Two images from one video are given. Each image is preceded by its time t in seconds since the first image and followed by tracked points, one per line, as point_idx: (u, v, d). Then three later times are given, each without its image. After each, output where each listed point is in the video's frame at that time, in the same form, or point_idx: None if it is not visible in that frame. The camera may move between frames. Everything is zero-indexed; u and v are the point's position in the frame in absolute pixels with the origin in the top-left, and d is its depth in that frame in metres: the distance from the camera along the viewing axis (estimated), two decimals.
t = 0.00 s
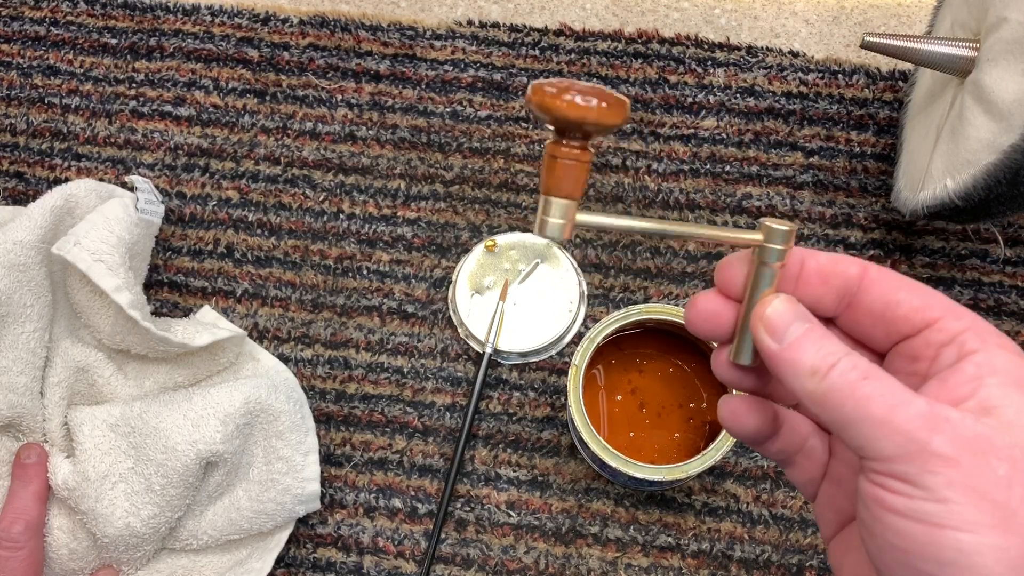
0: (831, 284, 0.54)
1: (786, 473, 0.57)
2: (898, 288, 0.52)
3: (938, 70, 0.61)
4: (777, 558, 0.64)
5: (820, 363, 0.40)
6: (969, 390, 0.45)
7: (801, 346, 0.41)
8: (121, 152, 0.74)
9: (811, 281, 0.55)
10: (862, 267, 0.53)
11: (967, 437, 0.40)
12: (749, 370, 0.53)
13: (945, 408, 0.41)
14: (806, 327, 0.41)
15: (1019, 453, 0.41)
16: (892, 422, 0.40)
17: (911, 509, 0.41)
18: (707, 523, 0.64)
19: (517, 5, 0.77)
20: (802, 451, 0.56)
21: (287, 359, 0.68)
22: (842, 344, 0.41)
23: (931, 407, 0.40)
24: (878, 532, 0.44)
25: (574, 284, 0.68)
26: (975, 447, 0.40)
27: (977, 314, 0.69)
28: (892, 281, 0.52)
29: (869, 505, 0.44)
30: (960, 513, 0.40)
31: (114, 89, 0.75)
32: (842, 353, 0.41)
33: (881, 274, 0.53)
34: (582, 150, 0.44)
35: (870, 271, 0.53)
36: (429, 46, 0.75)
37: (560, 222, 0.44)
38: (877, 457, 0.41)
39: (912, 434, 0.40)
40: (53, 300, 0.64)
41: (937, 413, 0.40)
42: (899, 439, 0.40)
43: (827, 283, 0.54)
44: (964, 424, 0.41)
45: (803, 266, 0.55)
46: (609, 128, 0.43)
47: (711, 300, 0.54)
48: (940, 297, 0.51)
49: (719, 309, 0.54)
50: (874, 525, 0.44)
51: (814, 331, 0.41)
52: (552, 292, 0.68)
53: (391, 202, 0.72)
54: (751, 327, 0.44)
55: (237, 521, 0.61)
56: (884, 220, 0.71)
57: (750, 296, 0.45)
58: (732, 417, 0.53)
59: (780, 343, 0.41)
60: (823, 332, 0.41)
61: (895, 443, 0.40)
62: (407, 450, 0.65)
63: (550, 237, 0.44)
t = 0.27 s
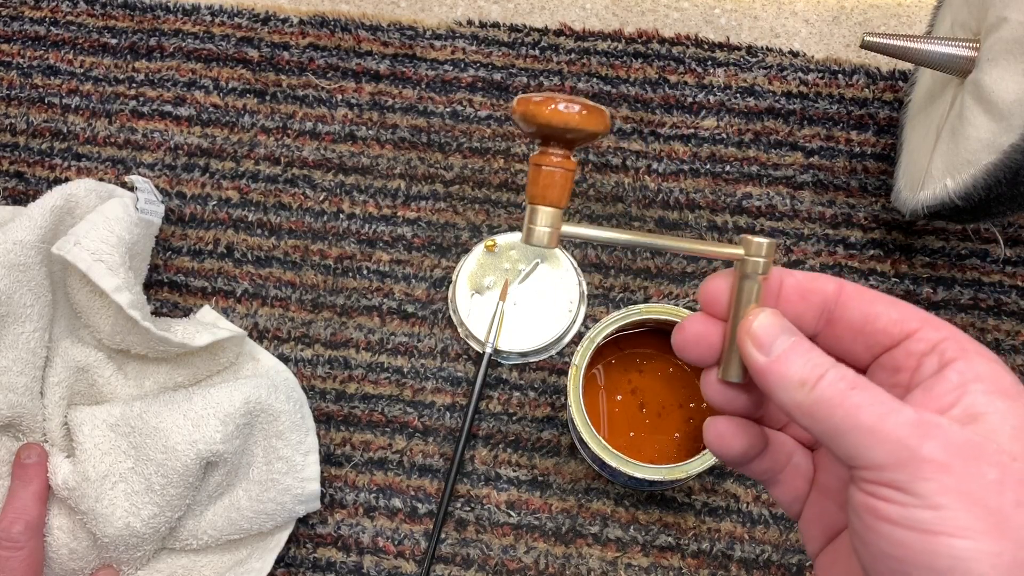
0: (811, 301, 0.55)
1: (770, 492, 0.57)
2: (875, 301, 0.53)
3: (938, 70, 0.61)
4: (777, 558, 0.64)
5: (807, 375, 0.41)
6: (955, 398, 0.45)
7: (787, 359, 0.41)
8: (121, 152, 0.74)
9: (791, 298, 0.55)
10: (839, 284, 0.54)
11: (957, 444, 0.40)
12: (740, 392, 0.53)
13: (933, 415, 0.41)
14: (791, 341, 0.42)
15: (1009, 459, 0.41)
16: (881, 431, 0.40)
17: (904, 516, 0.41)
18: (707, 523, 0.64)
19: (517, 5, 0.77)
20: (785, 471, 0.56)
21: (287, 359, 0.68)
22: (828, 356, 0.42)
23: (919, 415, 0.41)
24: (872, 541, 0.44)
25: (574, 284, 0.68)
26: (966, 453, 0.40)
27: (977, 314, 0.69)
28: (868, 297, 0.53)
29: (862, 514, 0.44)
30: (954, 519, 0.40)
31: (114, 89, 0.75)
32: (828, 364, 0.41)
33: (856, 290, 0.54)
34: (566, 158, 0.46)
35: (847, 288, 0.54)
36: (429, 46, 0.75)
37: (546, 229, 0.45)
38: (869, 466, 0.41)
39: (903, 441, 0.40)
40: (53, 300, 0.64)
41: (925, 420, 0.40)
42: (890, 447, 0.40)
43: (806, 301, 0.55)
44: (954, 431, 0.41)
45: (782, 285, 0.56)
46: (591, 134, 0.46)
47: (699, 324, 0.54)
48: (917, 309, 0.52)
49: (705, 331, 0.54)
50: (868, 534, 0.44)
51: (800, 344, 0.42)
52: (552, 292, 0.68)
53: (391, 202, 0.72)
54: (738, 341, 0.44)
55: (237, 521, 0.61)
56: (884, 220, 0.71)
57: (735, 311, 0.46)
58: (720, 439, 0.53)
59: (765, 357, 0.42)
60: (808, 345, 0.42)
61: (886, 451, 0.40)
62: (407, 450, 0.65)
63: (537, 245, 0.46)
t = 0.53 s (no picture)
0: (812, 305, 0.55)
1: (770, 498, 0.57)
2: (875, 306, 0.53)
3: (938, 70, 0.61)
4: (777, 558, 0.64)
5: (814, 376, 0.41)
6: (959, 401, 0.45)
7: (793, 360, 0.42)
8: (121, 152, 0.74)
9: (792, 303, 0.55)
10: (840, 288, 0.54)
11: (965, 444, 0.41)
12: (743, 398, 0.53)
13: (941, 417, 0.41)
14: (796, 343, 0.42)
15: (1017, 460, 0.41)
16: (890, 431, 0.40)
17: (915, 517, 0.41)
18: (707, 523, 0.64)
19: (517, 5, 0.77)
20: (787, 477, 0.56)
21: (287, 359, 0.68)
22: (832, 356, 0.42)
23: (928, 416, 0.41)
24: (880, 542, 0.44)
25: (574, 284, 0.68)
26: (975, 453, 0.41)
27: (978, 314, 0.69)
28: (868, 301, 0.53)
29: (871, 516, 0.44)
30: (965, 520, 0.40)
31: (114, 89, 0.75)
32: (834, 365, 0.41)
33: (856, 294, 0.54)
34: (567, 157, 0.47)
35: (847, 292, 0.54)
36: (429, 46, 0.75)
37: (548, 228, 0.45)
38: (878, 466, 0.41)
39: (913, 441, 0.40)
40: (53, 300, 0.64)
41: (934, 421, 0.41)
42: (901, 446, 0.40)
43: (807, 305, 0.55)
44: (962, 431, 0.41)
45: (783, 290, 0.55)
46: (592, 132, 0.46)
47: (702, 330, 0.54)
48: (917, 314, 0.52)
49: (710, 337, 0.54)
50: (877, 536, 0.44)
51: (804, 346, 0.42)
52: (552, 292, 0.68)
53: (391, 202, 0.72)
54: (743, 343, 0.44)
55: (237, 521, 0.61)
56: (884, 220, 0.71)
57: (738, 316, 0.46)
58: (724, 447, 0.53)
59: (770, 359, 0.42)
60: (814, 348, 0.42)
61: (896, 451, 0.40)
62: (407, 450, 0.65)
63: (539, 245, 0.45)
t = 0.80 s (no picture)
0: (813, 307, 0.55)
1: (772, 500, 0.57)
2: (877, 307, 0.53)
3: (938, 70, 0.61)
4: (777, 558, 0.64)
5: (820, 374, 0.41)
6: (962, 400, 0.45)
7: (799, 358, 0.41)
8: (121, 152, 0.74)
9: (795, 304, 0.55)
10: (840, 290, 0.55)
11: (971, 443, 0.41)
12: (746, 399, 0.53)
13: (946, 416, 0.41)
14: (801, 342, 0.42)
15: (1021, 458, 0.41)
16: (897, 429, 0.40)
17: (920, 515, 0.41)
18: (707, 523, 0.64)
19: (517, 5, 0.77)
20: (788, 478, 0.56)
21: (287, 359, 0.68)
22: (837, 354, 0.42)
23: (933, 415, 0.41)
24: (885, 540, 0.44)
25: (574, 284, 0.68)
26: (981, 452, 0.41)
27: (978, 314, 0.69)
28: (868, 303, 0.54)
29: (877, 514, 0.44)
30: (972, 518, 0.40)
31: (114, 88, 0.75)
32: (839, 363, 0.41)
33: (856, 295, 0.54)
34: (576, 154, 0.47)
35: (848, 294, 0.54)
36: (429, 46, 0.75)
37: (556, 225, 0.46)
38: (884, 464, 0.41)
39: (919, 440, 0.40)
40: (53, 300, 0.64)
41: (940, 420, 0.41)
42: (907, 444, 0.40)
43: (809, 307, 0.55)
44: (967, 430, 0.41)
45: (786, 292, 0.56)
46: (601, 129, 0.46)
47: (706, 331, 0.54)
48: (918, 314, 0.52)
49: (714, 339, 0.54)
50: (883, 534, 0.44)
51: (810, 345, 0.42)
52: (552, 292, 0.68)
53: (391, 202, 0.72)
54: (747, 342, 0.44)
55: (237, 521, 0.61)
56: (884, 220, 0.71)
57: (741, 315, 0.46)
58: (726, 448, 0.53)
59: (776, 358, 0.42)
60: (819, 346, 0.42)
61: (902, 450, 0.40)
62: (407, 450, 0.65)
63: (546, 241, 0.46)
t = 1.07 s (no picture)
0: (844, 289, 0.51)
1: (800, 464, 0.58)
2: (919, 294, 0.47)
3: (938, 70, 0.61)
4: (777, 558, 0.63)
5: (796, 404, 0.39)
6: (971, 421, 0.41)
7: (779, 387, 0.39)
8: (121, 152, 0.74)
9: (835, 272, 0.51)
10: (880, 268, 0.49)
11: (941, 490, 0.38)
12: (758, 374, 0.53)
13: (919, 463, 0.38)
14: (788, 363, 0.39)
15: (1002, 508, 0.38)
16: (859, 473, 0.38)
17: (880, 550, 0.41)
18: (708, 523, 0.64)
19: (517, 5, 0.77)
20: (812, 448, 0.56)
21: (287, 359, 0.68)
22: (823, 381, 0.39)
23: (904, 458, 0.38)
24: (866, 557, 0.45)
25: (574, 284, 0.68)
26: (950, 501, 0.38)
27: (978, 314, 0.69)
28: (911, 288, 0.47)
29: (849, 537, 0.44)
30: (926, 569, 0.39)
31: (114, 88, 0.75)
32: (819, 393, 0.39)
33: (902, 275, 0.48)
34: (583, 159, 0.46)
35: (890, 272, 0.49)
36: (429, 46, 0.75)
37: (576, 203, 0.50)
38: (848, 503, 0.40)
39: (882, 486, 0.38)
40: (53, 300, 0.64)
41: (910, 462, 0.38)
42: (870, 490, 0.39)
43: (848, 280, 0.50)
44: (941, 475, 0.38)
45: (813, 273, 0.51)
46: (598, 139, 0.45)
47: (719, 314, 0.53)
48: (969, 305, 0.46)
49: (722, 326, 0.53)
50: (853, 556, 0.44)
51: (795, 367, 0.39)
52: (552, 292, 0.68)
53: (391, 202, 0.72)
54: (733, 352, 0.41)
55: (237, 521, 0.61)
56: (884, 219, 0.71)
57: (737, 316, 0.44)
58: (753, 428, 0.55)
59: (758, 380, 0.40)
60: (807, 365, 0.39)
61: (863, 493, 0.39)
62: (407, 450, 0.65)
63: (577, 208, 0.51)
